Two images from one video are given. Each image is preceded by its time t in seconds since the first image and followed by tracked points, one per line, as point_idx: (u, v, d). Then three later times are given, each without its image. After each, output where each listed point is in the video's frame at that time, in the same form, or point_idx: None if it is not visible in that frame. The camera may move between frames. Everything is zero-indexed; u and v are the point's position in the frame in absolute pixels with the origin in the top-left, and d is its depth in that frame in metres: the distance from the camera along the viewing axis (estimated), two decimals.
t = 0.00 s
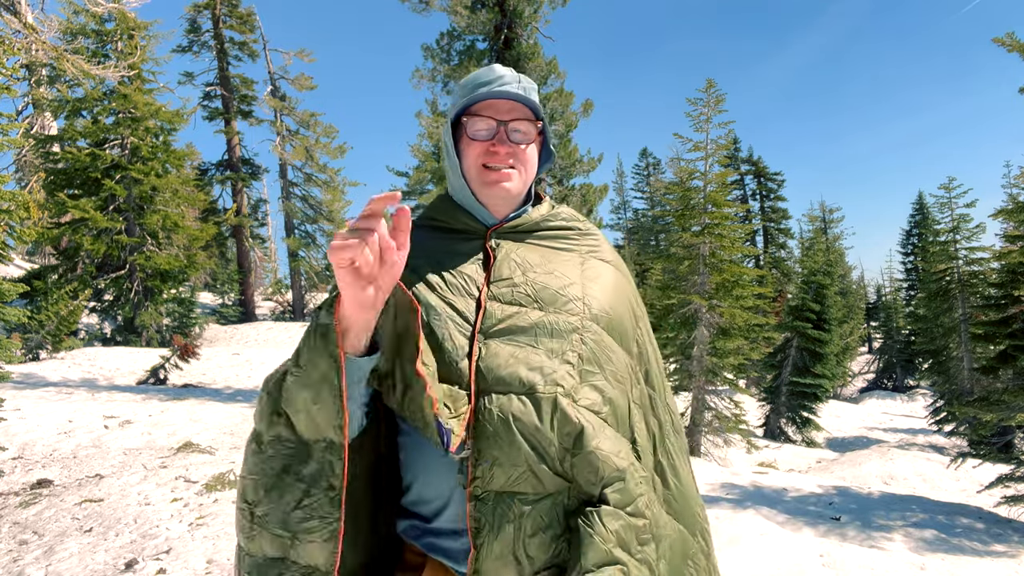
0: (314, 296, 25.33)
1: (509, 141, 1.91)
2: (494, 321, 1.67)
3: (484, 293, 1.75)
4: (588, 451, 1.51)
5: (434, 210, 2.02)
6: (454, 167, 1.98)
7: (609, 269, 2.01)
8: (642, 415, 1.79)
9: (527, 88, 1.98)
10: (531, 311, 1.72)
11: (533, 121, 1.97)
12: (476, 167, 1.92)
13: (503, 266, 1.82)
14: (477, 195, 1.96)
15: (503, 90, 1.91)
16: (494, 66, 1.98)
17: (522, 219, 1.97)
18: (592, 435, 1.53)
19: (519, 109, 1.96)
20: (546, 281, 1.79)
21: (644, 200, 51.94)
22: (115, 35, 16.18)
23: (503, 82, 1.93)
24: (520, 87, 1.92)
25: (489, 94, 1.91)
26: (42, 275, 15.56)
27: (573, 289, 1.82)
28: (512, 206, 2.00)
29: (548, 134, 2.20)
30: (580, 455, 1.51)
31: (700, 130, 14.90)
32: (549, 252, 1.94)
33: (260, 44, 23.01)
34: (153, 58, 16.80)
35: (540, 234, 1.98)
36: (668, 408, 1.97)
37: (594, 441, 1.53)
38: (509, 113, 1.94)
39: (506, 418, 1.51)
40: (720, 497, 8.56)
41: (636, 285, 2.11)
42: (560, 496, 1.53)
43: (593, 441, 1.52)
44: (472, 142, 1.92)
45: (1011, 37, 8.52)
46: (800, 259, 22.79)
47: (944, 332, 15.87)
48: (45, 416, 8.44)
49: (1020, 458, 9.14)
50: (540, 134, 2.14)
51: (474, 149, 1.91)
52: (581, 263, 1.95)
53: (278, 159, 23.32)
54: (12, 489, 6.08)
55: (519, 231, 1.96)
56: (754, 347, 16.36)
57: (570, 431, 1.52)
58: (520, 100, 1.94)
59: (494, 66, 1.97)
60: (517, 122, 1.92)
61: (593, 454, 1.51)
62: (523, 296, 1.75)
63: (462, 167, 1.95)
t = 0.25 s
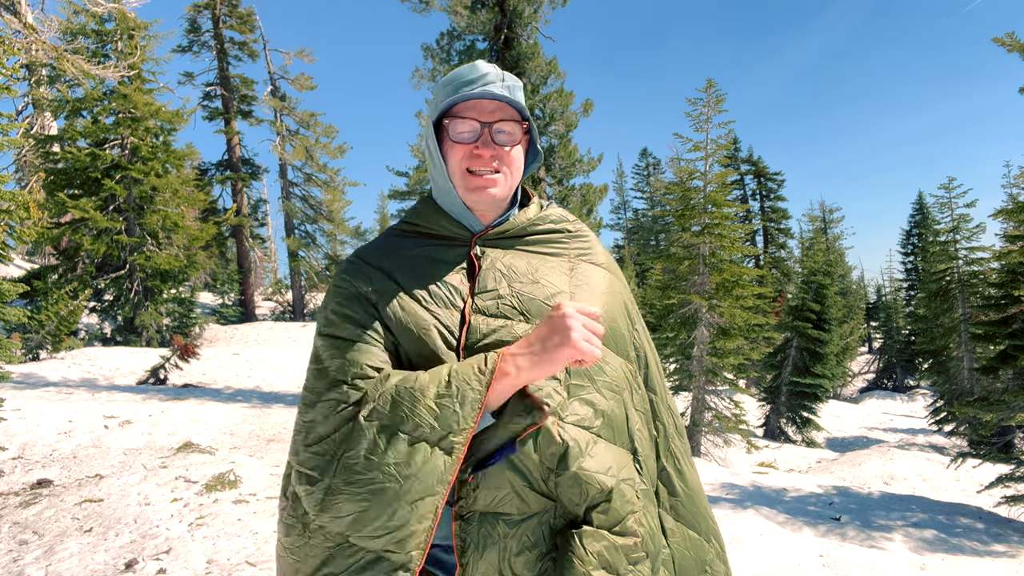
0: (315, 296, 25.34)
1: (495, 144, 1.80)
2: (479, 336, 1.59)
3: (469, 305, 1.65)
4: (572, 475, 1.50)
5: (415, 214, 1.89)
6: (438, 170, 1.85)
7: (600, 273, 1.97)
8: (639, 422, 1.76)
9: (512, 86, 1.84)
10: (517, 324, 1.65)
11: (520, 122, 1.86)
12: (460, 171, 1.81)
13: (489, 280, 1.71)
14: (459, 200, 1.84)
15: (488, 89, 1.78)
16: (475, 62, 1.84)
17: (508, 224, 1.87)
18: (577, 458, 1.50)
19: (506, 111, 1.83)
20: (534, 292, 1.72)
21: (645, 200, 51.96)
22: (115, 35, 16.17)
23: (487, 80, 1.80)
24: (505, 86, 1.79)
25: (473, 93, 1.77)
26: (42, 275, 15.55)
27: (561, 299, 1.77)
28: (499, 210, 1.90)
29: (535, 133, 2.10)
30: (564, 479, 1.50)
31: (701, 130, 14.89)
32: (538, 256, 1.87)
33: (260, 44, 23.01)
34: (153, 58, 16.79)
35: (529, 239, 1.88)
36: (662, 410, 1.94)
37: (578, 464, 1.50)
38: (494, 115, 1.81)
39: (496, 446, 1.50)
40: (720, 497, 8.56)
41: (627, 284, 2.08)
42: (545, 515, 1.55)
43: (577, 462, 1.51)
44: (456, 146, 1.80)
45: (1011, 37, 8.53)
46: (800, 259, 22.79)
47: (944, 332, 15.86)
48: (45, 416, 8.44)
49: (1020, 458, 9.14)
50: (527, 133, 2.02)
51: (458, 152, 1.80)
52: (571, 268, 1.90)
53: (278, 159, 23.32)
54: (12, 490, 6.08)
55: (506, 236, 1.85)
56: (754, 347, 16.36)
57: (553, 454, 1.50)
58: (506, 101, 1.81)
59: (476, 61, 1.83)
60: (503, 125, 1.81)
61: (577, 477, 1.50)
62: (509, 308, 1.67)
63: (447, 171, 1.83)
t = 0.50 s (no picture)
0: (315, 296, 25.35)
1: (480, 141, 1.78)
2: (485, 341, 1.56)
3: (472, 309, 1.60)
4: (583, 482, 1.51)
5: (404, 208, 1.83)
6: (423, 168, 1.84)
7: (594, 277, 1.97)
8: (643, 428, 1.78)
9: (499, 77, 1.80)
10: (520, 330, 1.63)
11: (506, 117, 1.82)
12: (447, 169, 1.79)
13: (489, 282, 1.67)
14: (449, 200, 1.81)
15: (473, 83, 1.74)
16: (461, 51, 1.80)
17: (503, 225, 1.84)
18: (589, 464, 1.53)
19: (492, 104, 1.80)
20: (537, 297, 1.71)
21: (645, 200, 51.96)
22: (115, 35, 16.18)
23: (472, 73, 1.75)
24: (490, 79, 1.75)
25: (457, 87, 1.73)
26: (42, 275, 15.55)
27: (561, 303, 1.76)
28: (488, 210, 1.88)
29: (526, 127, 2.06)
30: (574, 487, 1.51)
31: (701, 130, 14.89)
32: (536, 259, 1.85)
33: (259, 44, 23.01)
34: (153, 58, 16.79)
35: (524, 243, 1.86)
36: (657, 418, 1.96)
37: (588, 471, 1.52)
38: (479, 110, 1.78)
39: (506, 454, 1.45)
40: (720, 497, 8.56)
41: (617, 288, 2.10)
42: (552, 527, 1.53)
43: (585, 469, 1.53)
44: (441, 143, 1.78)
45: (1011, 37, 8.53)
46: (800, 259, 22.77)
47: (944, 332, 15.85)
48: (45, 416, 8.44)
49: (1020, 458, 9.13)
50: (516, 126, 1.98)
51: (445, 150, 1.78)
52: (568, 271, 1.90)
53: (278, 159, 23.33)
54: (12, 490, 6.07)
55: (503, 238, 1.83)
56: (754, 347, 16.35)
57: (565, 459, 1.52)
58: (491, 94, 1.77)
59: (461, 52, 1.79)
60: (488, 120, 1.78)
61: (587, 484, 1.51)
62: (512, 312, 1.65)
63: (433, 168, 1.81)
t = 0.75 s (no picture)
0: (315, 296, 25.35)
1: (477, 141, 1.75)
2: (485, 357, 1.57)
3: (471, 320, 1.60)
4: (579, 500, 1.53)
5: (399, 207, 1.80)
6: (418, 169, 1.81)
7: (592, 279, 1.98)
8: (647, 433, 1.77)
9: (497, 73, 1.76)
10: (520, 342, 1.64)
11: (504, 116, 1.79)
12: (444, 172, 1.76)
13: (487, 290, 1.67)
14: (449, 203, 1.79)
15: (469, 81, 1.70)
16: (457, 44, 1.75)
17: (502, 229, 1.83)
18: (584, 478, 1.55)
19: (489, 102, 1.76)
20: (537, 307, 1.71)
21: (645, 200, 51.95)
22: (115, 35, 16.17)
23: (468, 70, 1.70)
24: (487, 77, 1.71)
25: (453, 84, 1.69)
26: (42, 275, 15.55)
27: (560, 311, 1.76)
28: (487, 211, 1.86)
29: (524, 121, 2.02)
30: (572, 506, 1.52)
31: (701, 130, 14.88)
32: (535, 264, 1.85)
33: (259, 44, 23.00)
34: (153, 58, 16.79)
35: (523, 246, 1.86)
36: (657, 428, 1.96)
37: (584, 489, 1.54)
38: (476, 109, 1.75)
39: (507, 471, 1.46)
40: (720, 497, 8.56)
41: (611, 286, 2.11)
42: (554, 547, 1.54)
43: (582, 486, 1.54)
44: (437, 145, 1.76)
45: (1011, 36, 8.52)
46: (800, 259, 22.77)
47: (944, 332, 15.85)
48: (45, 416, 8.43)
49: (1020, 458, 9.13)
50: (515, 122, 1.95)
51: (441, 152, 1.75)
52: (566, 276, 1.90)
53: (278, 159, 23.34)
54: (12, 490, 6.07)
55: (502, 243, 1.83)
56: (754, 347, 16.36)
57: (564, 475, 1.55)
58: (488, 92, 1.73)
59: (457, 45, 1.74)
60: (485, 119, 1.75)
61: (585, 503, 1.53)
62: (512, 324, 1.65)
63: (430, 170, 1.78)
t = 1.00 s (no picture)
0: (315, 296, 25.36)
1: (476, 143, 1.75)
2: (489, 357, 1.57)
3: (475, 320, 1.60)
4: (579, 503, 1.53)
5: (398, 206, 1.79)
6: (417, 169, 1.81)
7: (593, 279, 1.97)
8: (654, 434, 1.77)
9: (499, 74, 1.75)
10: (523, 341, 1.63)
11: (504, 119, 1.78)
12: (442, 173, 1.76)
13: (490, 291, 1.67)
14: (449, 204, 1.79)
15: (470, 82, 1.69)
16: (460, 44, 1.73)
17: (504, 229, 1.83)
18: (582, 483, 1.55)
19: (489, 105, 1.75)
20: (539, 307, 1.71)
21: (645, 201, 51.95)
22: (115, 35, 16.18)
23: (470, 70, 1.69)
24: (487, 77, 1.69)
25: (454, 85, 1.68)
26: (42, 275, 15.54)
27: (562, 312, 1.76)
28: (487, 212, 1.85)
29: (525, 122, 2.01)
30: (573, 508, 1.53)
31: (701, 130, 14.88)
32: (537, 265, 1.84)
33: (259, 44, 23.01)
34: (153, 58, 16.80)
35: (524, 246, 1.86)
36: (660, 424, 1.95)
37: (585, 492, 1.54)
38: (475, 112, 1.74)
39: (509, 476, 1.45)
40: (720, 498, 8.56)
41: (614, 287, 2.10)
42: (556, 548, 1.54)
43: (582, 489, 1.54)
44: (436, 145, 1.75)
45: (1011, 36, 8.52)
46: (800, 259, 22.77)
47: (944, 332, 15.85)
48: (45, 416, 8.43)
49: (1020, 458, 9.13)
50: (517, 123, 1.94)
51: (440, 152, 1.74)
52: (568, 275, 1.89)
53: (278, 158, 23.34)
54: (12, 490, 6.07)
55: (504, 243, 1.82)
56: (754, 347, 16.35)
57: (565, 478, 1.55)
58: (487, 95, 1.72)
59: (459, 44, 1.72)
60: (484, 122, 1.75)
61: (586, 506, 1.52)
62: (515, 323, 1.65)
63: (427, 170, 1.78)
